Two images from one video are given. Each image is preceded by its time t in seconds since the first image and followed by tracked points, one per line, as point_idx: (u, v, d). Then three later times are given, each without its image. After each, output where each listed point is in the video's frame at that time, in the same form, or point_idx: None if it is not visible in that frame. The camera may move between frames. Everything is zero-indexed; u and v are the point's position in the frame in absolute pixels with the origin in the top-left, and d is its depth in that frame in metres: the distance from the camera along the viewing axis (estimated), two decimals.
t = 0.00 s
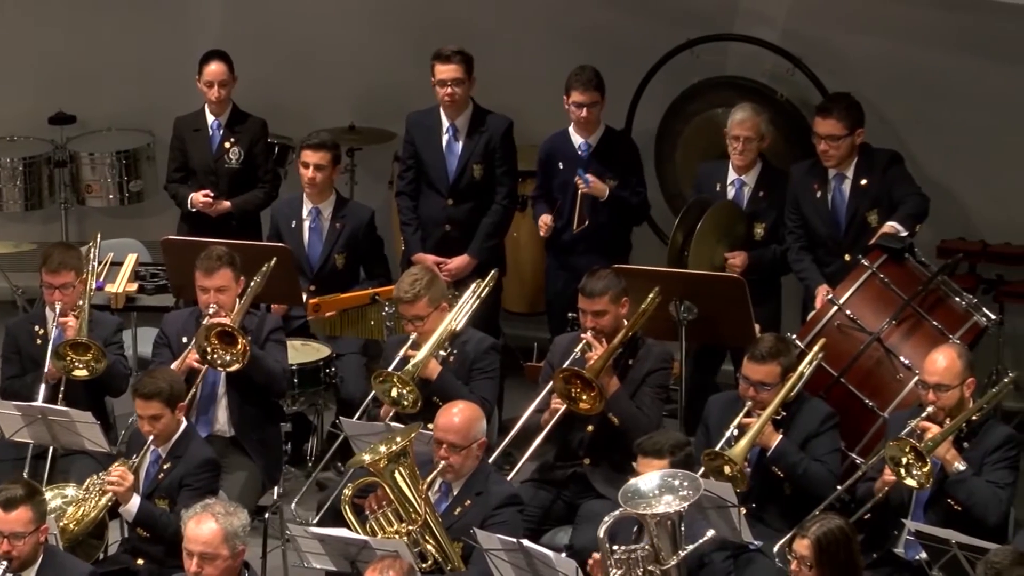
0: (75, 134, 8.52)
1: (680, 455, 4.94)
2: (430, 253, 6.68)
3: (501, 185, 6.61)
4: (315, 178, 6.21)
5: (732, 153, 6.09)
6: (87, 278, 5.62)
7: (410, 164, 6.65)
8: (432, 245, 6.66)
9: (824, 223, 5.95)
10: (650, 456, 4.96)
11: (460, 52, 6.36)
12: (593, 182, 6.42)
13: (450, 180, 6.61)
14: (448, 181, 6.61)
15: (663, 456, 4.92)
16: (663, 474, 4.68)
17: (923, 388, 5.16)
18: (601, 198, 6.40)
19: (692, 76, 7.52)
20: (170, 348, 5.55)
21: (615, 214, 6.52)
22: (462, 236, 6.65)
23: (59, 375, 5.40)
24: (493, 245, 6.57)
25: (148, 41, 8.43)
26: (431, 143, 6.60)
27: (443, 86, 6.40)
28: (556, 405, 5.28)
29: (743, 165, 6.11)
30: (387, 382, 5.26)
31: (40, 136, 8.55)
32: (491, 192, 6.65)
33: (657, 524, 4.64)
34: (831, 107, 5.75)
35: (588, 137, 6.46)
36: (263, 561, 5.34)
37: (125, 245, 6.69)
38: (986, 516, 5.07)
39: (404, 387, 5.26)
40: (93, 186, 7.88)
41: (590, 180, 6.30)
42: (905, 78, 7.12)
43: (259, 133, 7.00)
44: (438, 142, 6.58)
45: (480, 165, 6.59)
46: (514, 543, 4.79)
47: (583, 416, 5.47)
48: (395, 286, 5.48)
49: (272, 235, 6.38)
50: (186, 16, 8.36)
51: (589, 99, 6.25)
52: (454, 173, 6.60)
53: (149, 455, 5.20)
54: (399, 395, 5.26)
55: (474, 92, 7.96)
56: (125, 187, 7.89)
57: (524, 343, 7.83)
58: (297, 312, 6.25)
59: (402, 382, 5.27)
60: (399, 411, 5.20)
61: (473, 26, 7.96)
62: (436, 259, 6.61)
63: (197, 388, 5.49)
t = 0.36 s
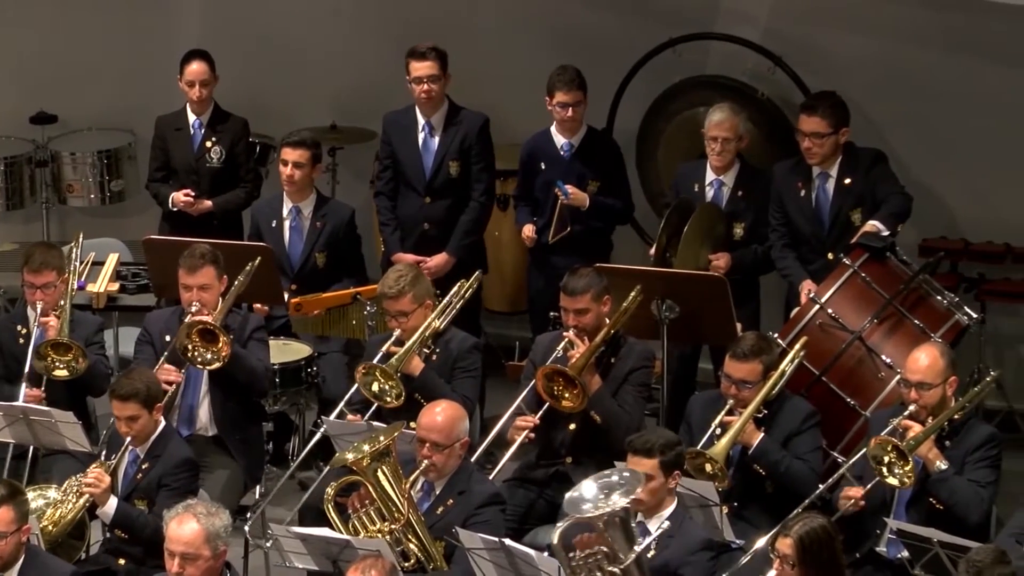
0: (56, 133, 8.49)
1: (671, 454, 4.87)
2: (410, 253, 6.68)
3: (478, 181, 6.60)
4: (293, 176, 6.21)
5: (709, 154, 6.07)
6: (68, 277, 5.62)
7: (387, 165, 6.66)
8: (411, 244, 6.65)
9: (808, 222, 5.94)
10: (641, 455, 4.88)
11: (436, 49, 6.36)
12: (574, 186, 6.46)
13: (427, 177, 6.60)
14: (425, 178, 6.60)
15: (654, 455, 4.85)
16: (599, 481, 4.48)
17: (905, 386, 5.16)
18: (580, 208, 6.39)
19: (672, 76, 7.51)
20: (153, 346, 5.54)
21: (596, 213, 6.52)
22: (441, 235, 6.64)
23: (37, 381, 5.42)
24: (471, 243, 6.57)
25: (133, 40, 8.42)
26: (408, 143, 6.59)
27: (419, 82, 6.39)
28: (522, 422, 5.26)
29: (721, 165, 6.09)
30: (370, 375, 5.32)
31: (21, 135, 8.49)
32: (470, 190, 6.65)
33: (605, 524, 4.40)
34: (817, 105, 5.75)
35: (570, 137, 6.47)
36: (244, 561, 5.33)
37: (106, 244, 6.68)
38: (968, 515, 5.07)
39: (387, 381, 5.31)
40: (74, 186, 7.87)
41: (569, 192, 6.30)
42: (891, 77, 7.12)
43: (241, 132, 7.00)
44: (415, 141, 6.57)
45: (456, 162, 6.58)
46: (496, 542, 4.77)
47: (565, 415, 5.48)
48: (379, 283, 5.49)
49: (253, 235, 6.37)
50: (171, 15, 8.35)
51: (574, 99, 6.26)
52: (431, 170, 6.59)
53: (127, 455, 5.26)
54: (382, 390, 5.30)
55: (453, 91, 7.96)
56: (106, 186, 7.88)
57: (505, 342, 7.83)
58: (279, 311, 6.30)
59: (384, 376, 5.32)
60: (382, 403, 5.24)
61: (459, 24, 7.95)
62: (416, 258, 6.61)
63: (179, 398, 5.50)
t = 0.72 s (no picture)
0: (44, 134, 8.52)
1: (669, 460, 4.82)
2: (397, 254, 6.68)
3: (465, 181, 6.61)
4: (280, 175, 6.20)
5: (690, 151, 6.04)
6: (56, 278, 5.64)
7: (372, 166, 6.64)
8: (399, 245, 6.65)
9: (798, 221, 5.93)
10: (639, 458, 4.82)
11: (419, 50, 6.36)
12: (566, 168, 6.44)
13: (412, 179, 6.59)
14: (410, 180, 6.59)
15: (652, 460, 4.80)
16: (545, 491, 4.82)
17: (893, 386, 5.17)
18: (569, 189, 6.39)
19: (659, 76, 7.50)
20: (141, 348, 5.55)
21: (584, 212, 6.52)
22: (428, 235, 6.64)
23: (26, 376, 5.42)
24: (458, 243, 6.56)
25: (123, 39, 8.42)
26: (392, 143, 6.58)
27: (406, 84, 6.39)
28: (508, 427, 5.27)
29: (702, 162, 6.06)
30: (361, 363, 5.30)
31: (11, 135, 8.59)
32: (456, 189, 6.64)
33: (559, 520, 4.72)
34: (810, 101, 5.72)
35: (558, 136, 6.47)
36: (234, 560, 5.33)
37: (96, 245, 6.69)
38: (956, 515, 5.09)
39: (378, 372, 5.29)
40: (62, 186, 7.84)
41: (564, 171, 6.30)
42: (882, 75, 7.11)
43: (229, 132, 7.01)
44: (399, 142, 6.56)
45: (442, 163, 6.57)
46: (485, 542, 4.77)
47: (555, 414, 5.48)
48: (378, 277, 5.50)
49: (241, 236, 6.37)
50: (162, 14, 8.35)
51: (560, 99, 6.25)
52: (416, 171, 6.58)
53: (115, 455, 5.27)
54: (370, 380, 5.28)
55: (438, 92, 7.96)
56: (94, 186, 7.87)
57: (494, 342, 7.83)
58: (266, 312, 6.30)
59: (375, 366, 5.29)
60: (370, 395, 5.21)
61: (449, 23, 7.94)
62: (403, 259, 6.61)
63: (169, 391, 5.52)
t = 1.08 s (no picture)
0: (34, 134, 8.51)
1: (650, 463, 4.88)
2: (385, 254, 6.67)
3: (453, 182, 6.60)
4: (268, 176, 6.19)
5: (675, 150, 6.03)
6: (45, 279, 5.64)
7: (360, 167, 6.64)
8: (387, 245, 6.65)
9: (787, 220, 5.93)
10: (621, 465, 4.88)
11: (410, 51, 6.35)
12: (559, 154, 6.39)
13: (401, 180, 6.59)
14: (399, 181, 6.59)
15: (633, 465, 4.85)
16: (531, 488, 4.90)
17: (881, 386, 5.18)
18: (559, 173, 6.35)
19: (648, 76, 7.50)
20: (130, 348, 5.55)
21: (573, 212, 6.52)
22: (416, 236, 6.64)
23: (12, 374, 5.37)
24: (446, 244, 6.56)
25: (113, 39, 8.42)
26: (380, 144, 6.58)
27: (397, 86, 6.37)
28: (499, 422, 5.27)
29: (686, 161, 6.05)
30: (353, 360, 5.29)
31: None
32: (442, 188, 6.64)
33: (543, 511, 4.81)
34: (801, 101, 5.71)
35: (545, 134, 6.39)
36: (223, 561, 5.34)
37: (84, 245, 6.69)
38: (944, 514, 5.10)
39: (370, 369, 5.28)
40: (51, 187, 7.84)
41: (554, 154, 6.25)
42: (872, 75, 7.11)
43: (217, 132, 7.01)
44: (387, 142, 6.55)
45: (431, 164, 6.57)
46: (474, 542, 4.79)
47: (544, 413, 5.47)
48: (371, 275, 5.49)
49: (229, 236, 6.36)
50: (152, 14, 8.35)
51: (540, 102, 6.22)
52: (405, 172, 6.58)
53: (104, 455, 5.27)
54: (362, 378, 5.27)
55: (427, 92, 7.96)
56: (83, 187, 7.87)
57: (483, 342, 7.84)
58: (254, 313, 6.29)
59: (367, 364, 5.28)
60: (361, 392, 5.20)
61: (439, 23, 7.93)
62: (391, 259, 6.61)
63: (157, 390, 5.51)
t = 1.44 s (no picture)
0: (27, 134, 8.51)
1: (641, 463, 4.89)
2: (379, 255, 6.67)
3: (448, 183, 6.60)
4: (263, 177, 6.20)
5: (669, 149, 6.03)
6: (39, 278, 5.64)
7: (355, 168, 6.62)
8: (381, 246, 6.65)
9: (782, 221, 5.93)
10: (612, 467, 4.91)
11: (406, 53, 6.35)
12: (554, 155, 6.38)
13: (396, 181, 6.59)
14: (394, 182, 6.59)
15: (624, 465, 4.88)
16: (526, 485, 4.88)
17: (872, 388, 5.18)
18: (553, 174, 6.35)
19: (642, 76, 7.50)
20: (123, 348, 5.55)
21: (567, 212, 6.52)
22: (410, 237, 6.64)
23: (8, 373, 5.39)
24: (440, 245, 6.55)
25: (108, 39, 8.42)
26: (375, 145, 6.58)
27: (393, 88, 6.35)
28: (494, 419, 5.27)
29: (680, 160, 6.05)
30: (353, 368, 5.30)
31: None
32: (437, 189, 6.64)
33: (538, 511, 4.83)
34: (793, 103, 5.72)
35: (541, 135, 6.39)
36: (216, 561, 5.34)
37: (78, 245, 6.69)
38: (939, 514, 5.09)
39: (371, 376, 5.29)
40: (45, 187, 7.85)
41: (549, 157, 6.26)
42: (867, 75, 7.12)
43: (210, 132, 7.02)
44: (383, 143, 6.56)
45: (426, 165, 6.57)
46: (468, 542, 4.81)
47: (539, 412, 5.47)
48: (366, 279, 5.47)
49: (224, 236, 6.36)
50: (146, 14, 8.36)
51: (536, 104, 6.21)
52: (400, 173, 6.58)
53: (99, 455, 5.28)
54: (364, 384, 5.28)
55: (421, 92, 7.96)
56: (77, 187, 7.89)
57: (477, 343, 7.84)
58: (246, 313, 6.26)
59: (367, 370, 5.29)
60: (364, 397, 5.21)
61: (434, 23, 7.93)
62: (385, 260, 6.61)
63: (151, 389, 5.50)
